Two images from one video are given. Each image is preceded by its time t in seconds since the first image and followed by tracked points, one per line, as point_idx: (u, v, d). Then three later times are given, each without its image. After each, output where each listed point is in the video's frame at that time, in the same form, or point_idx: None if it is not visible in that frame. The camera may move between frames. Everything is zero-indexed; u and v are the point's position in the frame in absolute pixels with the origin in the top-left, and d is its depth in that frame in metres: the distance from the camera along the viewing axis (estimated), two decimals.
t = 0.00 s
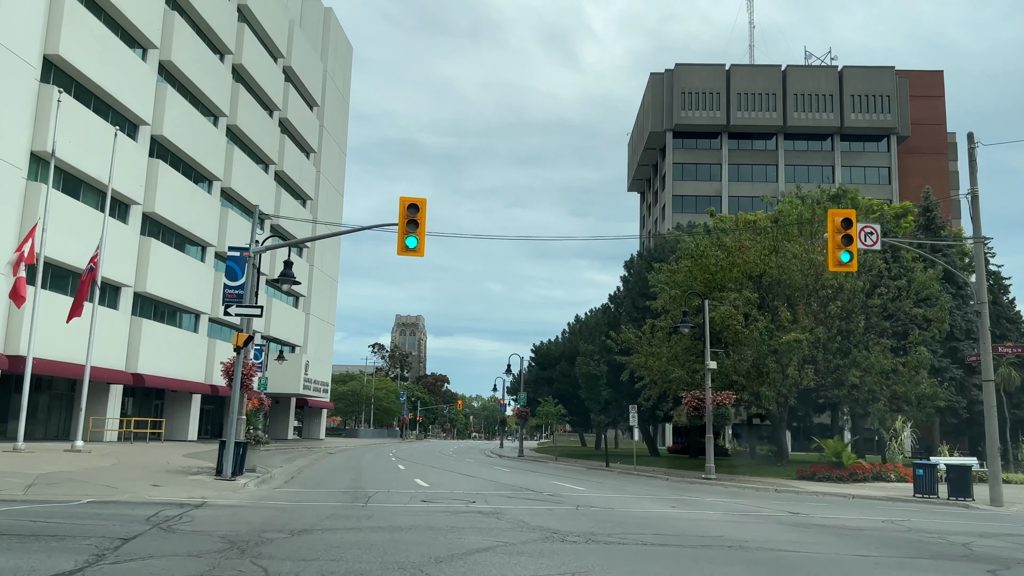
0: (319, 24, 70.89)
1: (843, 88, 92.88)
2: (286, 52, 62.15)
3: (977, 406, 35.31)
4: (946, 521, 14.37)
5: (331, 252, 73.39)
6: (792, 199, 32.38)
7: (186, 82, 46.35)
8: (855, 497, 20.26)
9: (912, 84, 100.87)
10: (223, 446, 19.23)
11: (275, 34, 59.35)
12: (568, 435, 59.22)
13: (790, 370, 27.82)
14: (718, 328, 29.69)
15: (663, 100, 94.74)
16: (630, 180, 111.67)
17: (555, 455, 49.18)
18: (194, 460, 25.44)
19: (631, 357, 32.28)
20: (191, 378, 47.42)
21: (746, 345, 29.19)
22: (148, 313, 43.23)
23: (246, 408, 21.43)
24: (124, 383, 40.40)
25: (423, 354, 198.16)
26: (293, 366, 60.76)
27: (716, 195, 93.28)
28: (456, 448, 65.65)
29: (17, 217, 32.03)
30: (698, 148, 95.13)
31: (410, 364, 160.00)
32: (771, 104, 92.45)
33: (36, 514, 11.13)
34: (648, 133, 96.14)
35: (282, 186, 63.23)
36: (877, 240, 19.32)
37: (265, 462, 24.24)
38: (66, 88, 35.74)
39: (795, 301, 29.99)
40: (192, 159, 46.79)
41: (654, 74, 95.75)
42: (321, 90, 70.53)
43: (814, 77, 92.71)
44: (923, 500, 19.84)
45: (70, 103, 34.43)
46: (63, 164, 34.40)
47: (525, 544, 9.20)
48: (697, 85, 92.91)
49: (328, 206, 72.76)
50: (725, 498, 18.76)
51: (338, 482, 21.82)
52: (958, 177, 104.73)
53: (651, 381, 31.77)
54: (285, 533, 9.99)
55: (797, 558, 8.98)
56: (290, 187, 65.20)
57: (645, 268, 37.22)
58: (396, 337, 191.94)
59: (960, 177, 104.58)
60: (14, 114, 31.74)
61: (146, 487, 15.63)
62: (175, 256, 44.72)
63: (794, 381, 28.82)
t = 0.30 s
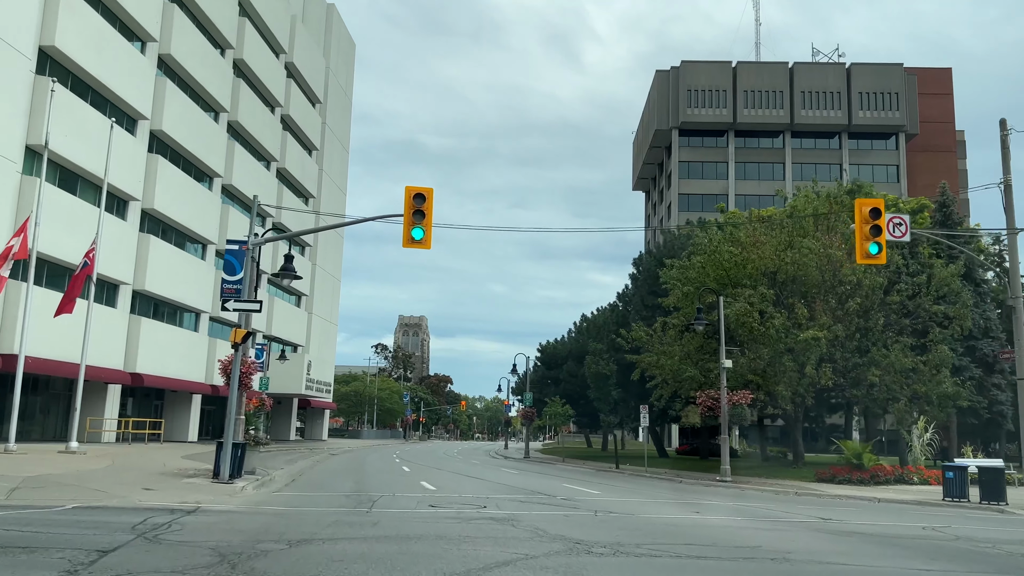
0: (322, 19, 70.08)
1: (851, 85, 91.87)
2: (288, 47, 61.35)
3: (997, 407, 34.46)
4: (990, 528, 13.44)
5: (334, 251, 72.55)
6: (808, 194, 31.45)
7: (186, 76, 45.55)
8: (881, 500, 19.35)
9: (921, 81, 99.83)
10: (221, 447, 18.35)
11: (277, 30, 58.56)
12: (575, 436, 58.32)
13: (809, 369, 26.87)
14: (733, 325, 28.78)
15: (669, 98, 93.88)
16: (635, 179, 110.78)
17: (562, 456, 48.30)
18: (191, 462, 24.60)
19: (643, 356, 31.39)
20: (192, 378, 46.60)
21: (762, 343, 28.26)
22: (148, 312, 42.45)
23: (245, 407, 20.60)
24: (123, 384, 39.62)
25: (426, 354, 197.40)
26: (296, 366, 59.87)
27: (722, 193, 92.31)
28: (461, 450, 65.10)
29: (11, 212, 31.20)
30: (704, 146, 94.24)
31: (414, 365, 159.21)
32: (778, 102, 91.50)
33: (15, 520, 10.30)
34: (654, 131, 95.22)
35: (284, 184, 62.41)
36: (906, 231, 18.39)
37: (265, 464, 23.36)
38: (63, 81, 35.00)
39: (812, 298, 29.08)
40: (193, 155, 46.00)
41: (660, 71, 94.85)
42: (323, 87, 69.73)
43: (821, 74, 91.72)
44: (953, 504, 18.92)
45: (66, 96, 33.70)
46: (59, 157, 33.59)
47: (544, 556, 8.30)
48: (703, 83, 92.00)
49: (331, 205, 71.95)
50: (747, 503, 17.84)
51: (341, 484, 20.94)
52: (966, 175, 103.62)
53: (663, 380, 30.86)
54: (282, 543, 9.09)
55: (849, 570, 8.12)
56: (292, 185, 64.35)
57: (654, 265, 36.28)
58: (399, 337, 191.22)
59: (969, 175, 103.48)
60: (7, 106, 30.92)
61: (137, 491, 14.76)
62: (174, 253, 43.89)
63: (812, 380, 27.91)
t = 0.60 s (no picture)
0: (323, 15, 69.08)
1: (858, 82, 90.77)
2: (288, 43, 60.42)
3: (1020, 407, 32.98)
4: None
5: (335, 250, 71.58)
6: (823, 187, 30.45)
7: (184, 70, 44.65)
8: (911, 507, 18.32)
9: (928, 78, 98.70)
10: (214, 449, 17.37)
11: (277, 24, 57.57)
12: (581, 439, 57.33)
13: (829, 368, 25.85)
14: (748, 323, 27.78)
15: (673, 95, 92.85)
16: (639, 178, 109.73)
17: (567, 459, 47.20)
18: (186, 465, 23.59)
19: (653, 356, 30.40)
20: (190, 378, 45.64)
21: (779, 342, 27.22)
22: (144, 311, 41.49)
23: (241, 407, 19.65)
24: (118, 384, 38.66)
25: (428, 356, 196.48)
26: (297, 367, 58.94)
27: (728, 191, 91.25)
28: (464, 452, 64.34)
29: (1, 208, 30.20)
30: (710, 144, 93.27)
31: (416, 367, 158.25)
32: (785, 99, 90.42)
33: None
34: (658, 129, 94.20)
35: (285, 182, 61.48)
36: (940, 221, 17.35)
37: (262, 469, 22.35)
38: (56, 74, 34.04)
39: (832, 295, 28.06)
40: (191, 150, 45.01)
41: (664, 69, 93.79)
42: (324, 84, 68.81)
43: (828, 71, 90.60)
44: (989, 511, 17.84)
45: (58, 89, 32.76)
46: (50, 150, 32.60)
47: None
48: (708, 80, 91.00)
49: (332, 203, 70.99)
50: (774, 509, 16.79)
51: (342, 489, 19.95)
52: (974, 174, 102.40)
53: (674, 381, 29.88)
54: (272, 562, 8.01)
55: None
56: (292, 183, 63.42)
57: (665, 261, 35.24)
58: (400, 338, 190.22)
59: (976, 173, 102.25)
60: None
61: (121, 498, 13.73)
62: (172, 251, 42.95)
63: (831, 379, 26.89)
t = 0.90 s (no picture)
0: (323, 9, 68.05)
1: (865, 78, 89.65)
2: (288, 37, 59.37)
3: None
4: None
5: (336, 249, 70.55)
6: (841, 179, 29.41)
7: (181, 63, 43.60)
8: (947, 512, 17.26)
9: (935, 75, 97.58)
10: (206, 452, 16.32)
11: (276, 18, 56.52)
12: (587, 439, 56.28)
13: (850, 366, 24.86)
14: (764, 320, 26.75)
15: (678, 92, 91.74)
16: (643, 176, 108.61)
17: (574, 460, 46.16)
18: (179, 469, 22.49)
19: (666, 353, 29.37)
20: (187, 378, 44.60)
21: (798, 339, 26.23)
22: (140, 309, 40.45)
23: (234, 408, 18.62)
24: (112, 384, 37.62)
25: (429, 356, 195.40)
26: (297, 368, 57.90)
27: (733, 189, 90.16)
28: (467, 453, 63.36)
29: None
30: (715, 141, 92.15)
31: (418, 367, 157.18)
32: (791, 95, 89.30)
33: None
34: (663, 126, 93.09)
35: (285, 179, 60.44)
36: (980, 207, 16.28)
37: (258, 473, 21.26)
38: (47, 64, 32.98)
39: (852, 290, 26.99)
40: (187, 145, 43.94)
41: (669, 65, 92.67)
42: (325, 80, 67.78)
43: (834, 67, 89.49)
44: None
45: (49, 79, 31.73)
46: (40, 143, 31.59)
47: None
48: (713, 76, 89.90)
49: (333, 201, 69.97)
50: (805, 516, 15.69)
51: (343, 494, 18.88)
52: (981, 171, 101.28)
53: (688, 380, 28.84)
54: None
55: None
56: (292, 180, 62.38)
57: (676, 256, 34.20)
58: (402, 338, 189.07)
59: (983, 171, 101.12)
60: None
61: (102, 506, 12.67)
62: (168, 248, 41.92)
63: (852, 378, 25.91)
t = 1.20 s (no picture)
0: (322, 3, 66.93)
1: (872, 74, 88.46)
2: (286, 31, 58.28)
3: None
4: None
5: (336, 247, 69.36)
6: (861, 169, 28.28)
7: (177, 55, 42.50)
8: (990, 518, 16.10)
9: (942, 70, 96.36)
10: (196, 455, 15.21)
11: (275, 12, 55.44)
12: (595, 440, 55.11)
13: (875, 363, 23.71)
14: (783, 315, 25.60)
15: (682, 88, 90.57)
16: (646, 174, 107.47)
17: (581, 461, 45.03)
18: (171, 473, 21.32)
19: (679, 351, 28.30)
20: (183, 378, 43.44)
21: (819, 335, 25.09)
22: (134, 307, 39.33)
23: (227, 407, 17.52)
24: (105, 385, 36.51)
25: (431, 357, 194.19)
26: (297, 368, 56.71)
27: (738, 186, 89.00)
28: (471, 454, 62.22)
29: None
30: (720, 138, 90.92)
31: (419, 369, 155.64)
32: (797, 92, 88.11)
33: None
34: (667, 123, 91.93)
35: (284, 175, 59.30)
36: None
37: (255, 477, 20.11)
38: (37, 52, 31.86)
39: (875, 285, 25.85)
40: (184, 139, 42.82)
41: (673, 61, 91.47)
42: (324, 75, 66.66)
43: (840, 62, 88.30)
44: None
45: (38, 68, 30.61)
46: (30, 134, 30.49)
47: None
48: (717, 72, 88.61)
49: (334, 198, 68.79)
50: (844, 524, 14.50)
51: (343, 499, 17.67)
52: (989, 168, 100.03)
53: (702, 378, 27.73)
54: None
55: None
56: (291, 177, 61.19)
57: (686, 251, 33.10)
58: (403, 338, 187.94)
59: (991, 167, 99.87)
60: None
61: (77, 516, 11.52)
62: (163, 244, 40.79)
63: (876, 375, 24.79)
